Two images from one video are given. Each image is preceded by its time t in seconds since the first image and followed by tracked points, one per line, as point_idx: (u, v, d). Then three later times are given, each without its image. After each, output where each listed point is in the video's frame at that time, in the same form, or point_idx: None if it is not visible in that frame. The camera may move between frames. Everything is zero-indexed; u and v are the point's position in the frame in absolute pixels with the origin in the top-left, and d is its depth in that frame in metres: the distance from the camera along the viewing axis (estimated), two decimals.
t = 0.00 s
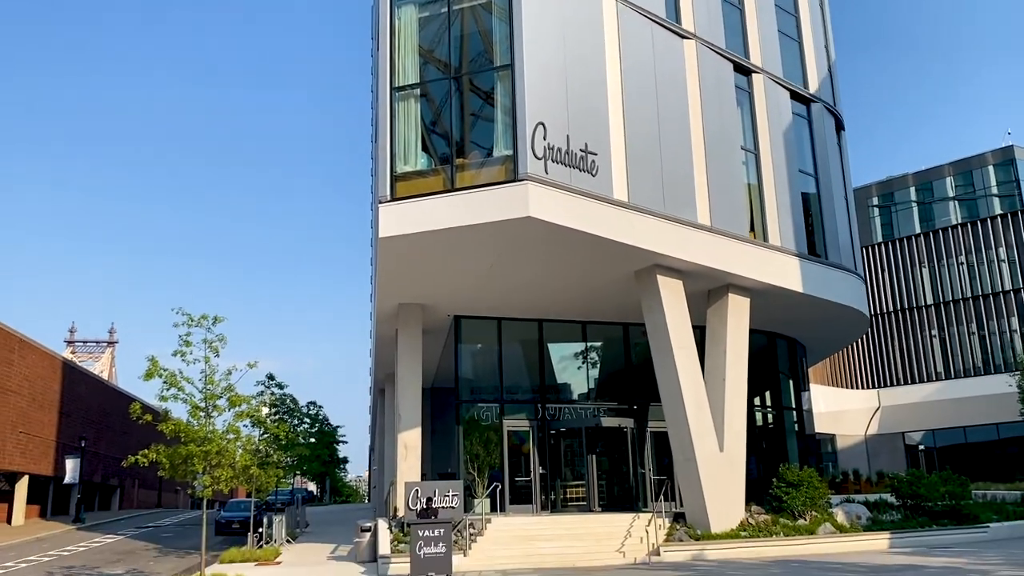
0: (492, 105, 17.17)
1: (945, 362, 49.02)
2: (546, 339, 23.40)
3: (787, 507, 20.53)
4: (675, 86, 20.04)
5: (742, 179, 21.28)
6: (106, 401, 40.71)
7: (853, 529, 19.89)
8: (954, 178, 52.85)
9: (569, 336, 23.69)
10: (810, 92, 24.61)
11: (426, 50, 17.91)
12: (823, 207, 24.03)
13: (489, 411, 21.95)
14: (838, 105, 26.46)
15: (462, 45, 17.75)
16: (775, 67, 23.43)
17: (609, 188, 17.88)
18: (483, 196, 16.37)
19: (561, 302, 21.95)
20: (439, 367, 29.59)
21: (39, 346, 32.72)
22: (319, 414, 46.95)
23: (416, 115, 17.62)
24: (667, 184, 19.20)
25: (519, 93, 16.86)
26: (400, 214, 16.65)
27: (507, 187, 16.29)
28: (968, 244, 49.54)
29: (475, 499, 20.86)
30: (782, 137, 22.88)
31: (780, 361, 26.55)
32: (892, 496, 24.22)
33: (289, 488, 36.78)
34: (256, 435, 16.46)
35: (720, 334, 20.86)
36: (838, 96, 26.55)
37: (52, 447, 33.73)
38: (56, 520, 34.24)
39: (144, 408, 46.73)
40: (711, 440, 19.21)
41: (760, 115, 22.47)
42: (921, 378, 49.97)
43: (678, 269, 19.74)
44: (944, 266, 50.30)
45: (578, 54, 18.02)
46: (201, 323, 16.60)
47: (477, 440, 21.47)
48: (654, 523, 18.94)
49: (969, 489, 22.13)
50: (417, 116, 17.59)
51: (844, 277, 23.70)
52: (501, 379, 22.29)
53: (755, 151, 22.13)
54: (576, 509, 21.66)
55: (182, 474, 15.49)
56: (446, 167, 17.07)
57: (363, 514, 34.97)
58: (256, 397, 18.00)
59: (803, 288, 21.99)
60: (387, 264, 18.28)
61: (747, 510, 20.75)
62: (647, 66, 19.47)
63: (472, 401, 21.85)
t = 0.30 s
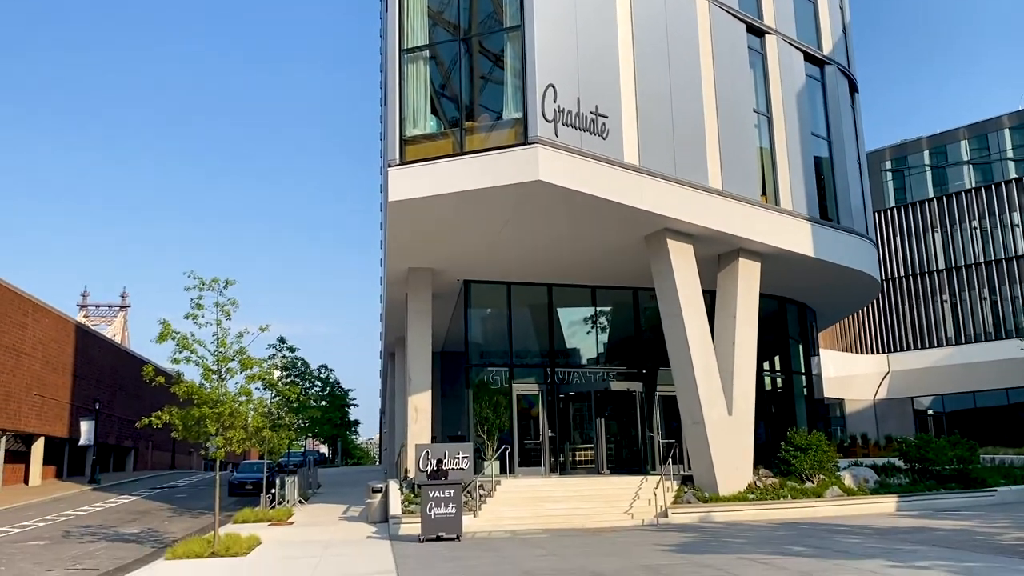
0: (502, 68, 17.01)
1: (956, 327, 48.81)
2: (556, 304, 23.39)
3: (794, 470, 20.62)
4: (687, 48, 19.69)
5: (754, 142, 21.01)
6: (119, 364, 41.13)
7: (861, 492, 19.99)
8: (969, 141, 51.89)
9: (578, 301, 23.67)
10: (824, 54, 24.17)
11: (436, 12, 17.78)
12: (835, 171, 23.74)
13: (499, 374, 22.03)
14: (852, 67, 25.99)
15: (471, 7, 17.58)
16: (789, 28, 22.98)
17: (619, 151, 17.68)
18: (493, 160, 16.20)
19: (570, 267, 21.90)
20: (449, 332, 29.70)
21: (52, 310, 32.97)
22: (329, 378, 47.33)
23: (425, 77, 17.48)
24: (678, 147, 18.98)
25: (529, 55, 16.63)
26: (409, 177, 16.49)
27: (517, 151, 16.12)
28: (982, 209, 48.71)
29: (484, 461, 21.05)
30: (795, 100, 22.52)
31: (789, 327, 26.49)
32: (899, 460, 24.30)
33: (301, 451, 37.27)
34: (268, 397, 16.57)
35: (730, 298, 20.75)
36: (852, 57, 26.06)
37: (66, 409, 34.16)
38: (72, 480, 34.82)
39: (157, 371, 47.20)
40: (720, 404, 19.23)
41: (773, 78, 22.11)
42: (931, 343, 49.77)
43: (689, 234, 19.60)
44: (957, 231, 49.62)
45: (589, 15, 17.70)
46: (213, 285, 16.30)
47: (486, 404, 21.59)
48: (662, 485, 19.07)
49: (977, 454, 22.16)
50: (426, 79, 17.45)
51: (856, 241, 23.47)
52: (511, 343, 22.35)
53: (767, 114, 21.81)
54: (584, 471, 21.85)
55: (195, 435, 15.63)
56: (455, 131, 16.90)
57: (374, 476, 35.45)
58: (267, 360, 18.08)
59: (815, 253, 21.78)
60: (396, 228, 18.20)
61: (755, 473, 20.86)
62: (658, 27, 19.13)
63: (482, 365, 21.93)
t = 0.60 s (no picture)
0: (514, 29, 16.81)
1: (969, 292, 48.31)
2: (567, 268, 23.34)
3: (805, 433, 20.66)
4: (701, 7, 19.32)
5: (769, 103, 20.68)
6: (133, 327, 41.50)
7: (870, 455, 20.04)
8: (987, 103, 50.53)
9: (590, 265, 23.59)
10: (841, 13, 23.64)
11: None
12: (851, 133, 23.36)
13: (510, 338, 22.08)
14: (869, 27, 25.44)
15: None
16: None
17: (632, 113, 17.47)
18: (504, 122, 15.99)
19: (581, 231, 21.79)
20: (460, 296, 29.79)
21: (65, 272, 33.20)
22: (342, 341, 47.72)
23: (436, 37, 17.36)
24: (692, 109, 18.71)
25: (541, 15, 16.40)
26: (420, 139, 16.32)
27: (529, 112, 15.92)
28: (999, 172, 47.64)
29: (495, 423, 21.23)
30: (811, 61, 22.11)
31: (802, 291, 26.34)
32: (910, 423, 24.31)
33: (314, 412, 37.71)
34: (280, 358, 16.68)
35: (743, 262, 20.60)
36: (870, 16, 25.49)
37: (82, 371, 34.57)
38: (89, 440, 35.38)
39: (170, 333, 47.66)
40: (731, 367, 19.21)
41: (788, 37, 21.69)
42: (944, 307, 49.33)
43: (702, 196, 19.40)
44: (973, 194, 48.62)
45: None
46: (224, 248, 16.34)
47: (497, 366, 21.69)
48: (671, 447, 19.19)
49: (988, 418, 22.16)
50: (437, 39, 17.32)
51: (871, 205, 23.18)
52: (522, 307, 22.36)
53: (782, 75, 21.43)
54: (595, 434, 21.98)
55: (209, 396, 15.77)
56: (466, 92, 16.71)
57: (387, 436, 35.86)
58: (280, 322, 18.18)
59: (829, 217, 21.52)
60: (407, 191, 18.11)
61: (765, 436, 20.92)
62: None
63: (493, 328, 21.98)
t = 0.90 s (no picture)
0: None
1: (983, 263, 46.92)
2: (578, 236, 23.26)
3: (815, 401, 20.64)
4: None
5: (783, 69, 20.38)
6: (146, 294, 41.80)
7: (880, 424, 20.04)
8: (1005, 70, 49.12)
9: (601, 234, 23.49)
10: None
11: None
12: (865, 100, 23.01)
13: (520, 307, 22.10)
14: None
15: None
16: None
17: (644, 79, 17.28)
18: (514, 88, 15.81)
19: (593, 199, 21.66)
20: (470, 265, 29.80)
21: (78, 239, 33.38)
22: (353, 309, 47.97)
23: (447, 3, 17.23)
24: (705, 75, 18.47)
25: None
26: (430, 105, 16.18)
27: (540, 78, 15.74)
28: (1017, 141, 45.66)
29: (506, 390, 21.35)
30: (826, 25, 21.72)
31: (814, 260, 26.16)
32: (920, 393, 24.25)
33: (326, 379, 38.01)
34: (292, 325, 16.76)
35: (755, 230, 20.45)
36: None
37: (96, 337, 34.94)
38: (104, 406, 35.86)
39: (182, 300, 47.99)
40: (741, 335, 19.17)
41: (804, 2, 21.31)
42: (958, 278, 48.31)
43: (715, 163, 19.21)
44: (989, 163, 46.83)
45: None
46: (235, 214, 16.29)
47: (508, 334, 21.76)
48: (681, 415, 19.27)
49: (999, 387, 22.11)
50: (448, 5, 17.19)
51: (885, 173, 22.85)
52: (532, 276, 22.37)
53: (797, 40, 21.09)
54: (604, 402, 22.06)
55: (221, 362, 15.87)
56: (477, 58, 16.56)
57: (397, 403, 36.13)
58: (291, 289, 18.23)
59: (843, 185, 21.24)
60: (417, 158, 18.00)
61: (775, 404, 20.95)
62: None
63: (503, 297, 22.00)
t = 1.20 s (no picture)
0: None
1: (997, 231, 45.98)
2: (588, 205, 23.11)
3: (825, 370, 20.58)
4: None
5: (797, 35, 20.04)
6: (157, 263, 41.97)
7: (891, 392, 20.01)
8: None
9: (612, 203, 23.33)
10: None
11: None
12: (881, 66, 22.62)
13: (531, 276, 22.08)
14: None
15: None
16: None
17: (656, 45, 17.06)
18: (524, 54, 15.61)
19: (603, 167, 21.47)
20: (480, 234, 29.74)
21: (90, 208, 33.49)
22: (364, 279, 48.15)
23: None
24: (718, 40, 18.23)
25: None
26: (439, 72, 16.00)
27: (550, 44, 15.52)
28: None
29: (516, 359, 21.42)
30: None
31: (826, 229, 25.95)
32: (932, 361, 24.15)
33: (338, 349, 38.20)
34: (303, 295, 16.78)
35: (767, 198, 20.25)
36: None
37: (109, 306, 35.20)
38: (118, 374, 36.22)
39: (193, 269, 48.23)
40: (752, 304, 19.09)
41: None
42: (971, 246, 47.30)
43: (727, 131, 18.99)
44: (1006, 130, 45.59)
45: None
46: (244, 183, 16.16)
47: (518, 304, 21.76)
48: (691, 384, 19.28)
49: (1012, 356, 22.01)
50: None
51: (900, 141, 22.52)
52: (542, 246, 22.30)
53: (811, 5, 20.72)
54: (614, 370, 22.07)
55: (233, 331, 15.92)
56: (486, 25, 16.34)
57: (408, 372, 36.32)
58: (302, 258, 18.21)
59: (858, 152, 20.94)
60: (427, 126, 17.85)
61: (785, 373, 20.92)
62: None
63: (513, 267, 21.98)
